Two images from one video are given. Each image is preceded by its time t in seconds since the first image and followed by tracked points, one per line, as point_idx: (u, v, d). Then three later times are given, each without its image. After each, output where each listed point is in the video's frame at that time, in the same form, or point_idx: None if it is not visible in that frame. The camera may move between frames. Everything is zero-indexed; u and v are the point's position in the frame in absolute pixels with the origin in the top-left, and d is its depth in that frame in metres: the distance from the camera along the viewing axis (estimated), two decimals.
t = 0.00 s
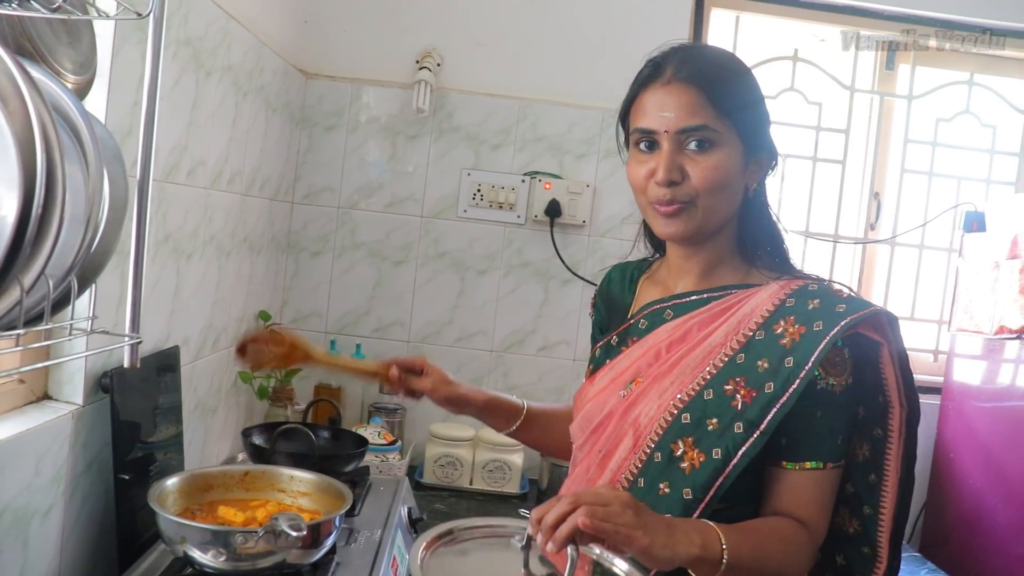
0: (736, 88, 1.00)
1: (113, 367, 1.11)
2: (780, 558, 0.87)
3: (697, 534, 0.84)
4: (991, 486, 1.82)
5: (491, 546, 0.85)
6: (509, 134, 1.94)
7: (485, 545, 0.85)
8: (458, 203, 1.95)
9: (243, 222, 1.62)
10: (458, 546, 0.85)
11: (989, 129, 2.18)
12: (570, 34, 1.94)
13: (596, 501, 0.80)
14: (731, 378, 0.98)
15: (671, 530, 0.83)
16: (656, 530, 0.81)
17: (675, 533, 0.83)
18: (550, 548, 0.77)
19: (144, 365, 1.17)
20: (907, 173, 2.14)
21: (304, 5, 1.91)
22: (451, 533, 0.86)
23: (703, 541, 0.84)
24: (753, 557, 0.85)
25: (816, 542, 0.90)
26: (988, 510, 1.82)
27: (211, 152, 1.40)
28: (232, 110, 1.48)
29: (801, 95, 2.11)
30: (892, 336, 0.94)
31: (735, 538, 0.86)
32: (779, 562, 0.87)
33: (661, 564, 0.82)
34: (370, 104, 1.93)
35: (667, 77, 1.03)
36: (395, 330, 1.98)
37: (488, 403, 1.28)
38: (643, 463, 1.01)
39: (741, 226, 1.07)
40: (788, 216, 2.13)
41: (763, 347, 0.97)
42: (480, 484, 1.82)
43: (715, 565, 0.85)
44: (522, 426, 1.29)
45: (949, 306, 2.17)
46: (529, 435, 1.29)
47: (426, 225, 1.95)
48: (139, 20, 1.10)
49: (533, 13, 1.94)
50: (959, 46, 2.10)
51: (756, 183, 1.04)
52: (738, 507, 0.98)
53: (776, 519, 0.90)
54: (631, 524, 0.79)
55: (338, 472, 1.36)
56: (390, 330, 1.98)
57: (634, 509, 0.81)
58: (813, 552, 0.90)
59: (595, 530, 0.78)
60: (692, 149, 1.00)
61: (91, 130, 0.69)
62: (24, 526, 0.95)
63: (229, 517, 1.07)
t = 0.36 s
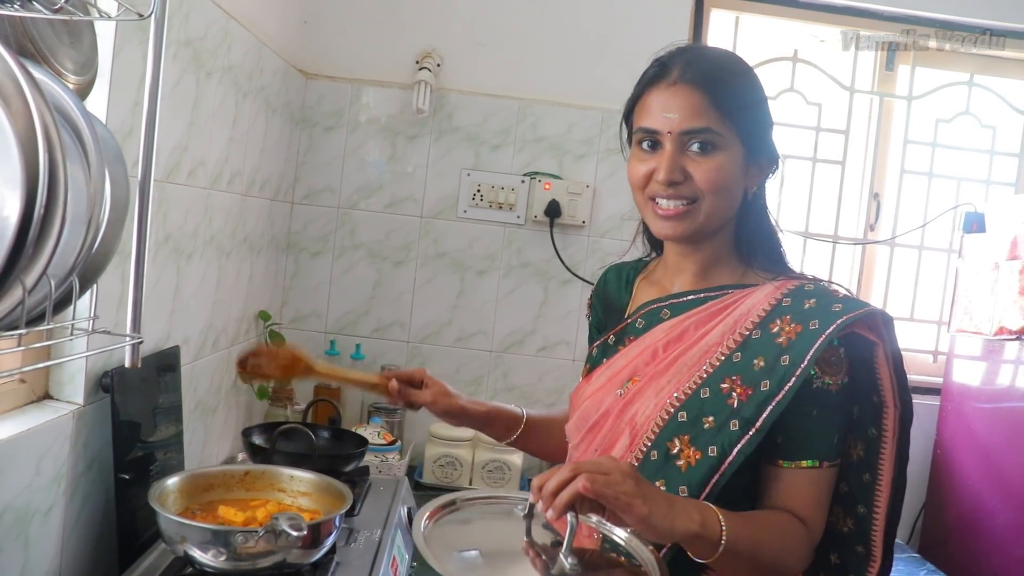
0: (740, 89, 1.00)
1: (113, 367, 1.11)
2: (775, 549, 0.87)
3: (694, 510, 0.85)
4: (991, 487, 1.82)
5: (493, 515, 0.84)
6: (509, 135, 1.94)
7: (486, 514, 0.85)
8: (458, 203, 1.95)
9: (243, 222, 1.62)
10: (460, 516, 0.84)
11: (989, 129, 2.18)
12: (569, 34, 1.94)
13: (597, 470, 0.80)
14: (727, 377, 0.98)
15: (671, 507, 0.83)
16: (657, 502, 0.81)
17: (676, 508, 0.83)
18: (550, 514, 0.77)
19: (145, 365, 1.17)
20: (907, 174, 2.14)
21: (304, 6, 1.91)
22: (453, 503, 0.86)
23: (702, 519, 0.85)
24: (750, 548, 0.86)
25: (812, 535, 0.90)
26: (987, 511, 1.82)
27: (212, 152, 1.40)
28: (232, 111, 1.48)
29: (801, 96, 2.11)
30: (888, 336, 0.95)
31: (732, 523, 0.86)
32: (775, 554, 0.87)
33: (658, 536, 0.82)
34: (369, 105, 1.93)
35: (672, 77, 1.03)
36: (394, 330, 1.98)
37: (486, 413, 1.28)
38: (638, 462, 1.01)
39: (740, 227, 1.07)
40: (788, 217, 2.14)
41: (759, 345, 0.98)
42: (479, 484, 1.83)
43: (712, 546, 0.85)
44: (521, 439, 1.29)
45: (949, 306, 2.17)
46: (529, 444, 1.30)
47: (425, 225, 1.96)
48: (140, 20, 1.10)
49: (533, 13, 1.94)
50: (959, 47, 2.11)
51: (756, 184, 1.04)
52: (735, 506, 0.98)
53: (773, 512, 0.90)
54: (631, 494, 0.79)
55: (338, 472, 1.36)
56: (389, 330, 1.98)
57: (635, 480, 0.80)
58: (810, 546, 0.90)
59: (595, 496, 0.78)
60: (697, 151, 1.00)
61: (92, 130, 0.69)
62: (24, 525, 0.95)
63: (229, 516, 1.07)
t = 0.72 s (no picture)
0: (709, 93, 0.99)
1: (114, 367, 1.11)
2: (737, 531, 0.87)
3: (645, 476, 0.87)
4: (991, 488, 1.82)
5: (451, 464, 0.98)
6: (509, 135, 1.94)
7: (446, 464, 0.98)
8: (458, 203, 1.95)
9: (243, 222, 1.62)
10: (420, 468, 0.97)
11: (989, 130, 2.18)
12: (570, 34, 1.95)
13: (543, 423, 0.86)
14: (712, 372, 0.98)
15: (620, 467, 0.86)
16: (599, 460, 0.85)
17: (622, 471, 0.86)
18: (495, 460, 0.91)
19: (145, 365, 1.18)
20: (907, 174, 2.14)
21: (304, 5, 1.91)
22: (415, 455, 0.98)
23: (652, 486, 0.87)
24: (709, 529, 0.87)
25: (784, 528, 0.89)
26: (987, 511, 1.82)
27: (212, 152, 1.40)
28: (232, 111, 1.48)
29: (801, 96, 2.11)
30: (873, 335, 0.95)
31: (689, 499, 0.88)
32: (740, 542, 0.87)
33: (603, 494, 0.85)
34: (370, 105, 1.93)
35: (639, 81, 1.01)
36: (394, 330, 1.98)
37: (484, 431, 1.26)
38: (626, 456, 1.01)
39: (729, 225, 1.06)
40: (789, 217, 2.14)
41: (745, 341, 0.98)
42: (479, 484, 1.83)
43: (662, 516, 0.87)
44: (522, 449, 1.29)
45: (949, 307, 2.17)
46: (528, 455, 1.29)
47: (426, 225, 1.96)
48: (141, 20, 1.10)
49: (533, 13, 1.94)
50: (960, 48, 2.11)
51: (729, 178, 1.02)
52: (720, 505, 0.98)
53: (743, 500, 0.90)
54: (574, 446, 0.85)
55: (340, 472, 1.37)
56: (390, 330, 1.98)
57: (580, 434, 0.86)
58: (781, 540, 0.89)
59: (533, 442, 0.85)
60: (649, 154, 1.00)
61: (93, 129, 0.69)
62: (25, 525, 0.95)
63: (229, 515, 1.07)
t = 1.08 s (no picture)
0: (681, 99, 0.95)
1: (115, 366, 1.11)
2: (591, 487, 0.85)
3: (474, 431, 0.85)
4: (992, 486, 1.82)
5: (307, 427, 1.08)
6: (510, 134, 1.94)
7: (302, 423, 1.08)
8: (459, 201, 1.95)
9: (244, 221, 1.62)
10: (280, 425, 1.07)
11: (990, 128, 2.18)
12: (570, 33, 1.94)
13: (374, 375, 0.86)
14: (673, 363, 0.95)
15: (448, 419, 0.85)
16: (422, 410, 0.84)
17: (451, 422, 0.86)
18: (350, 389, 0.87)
19: (146, 364, 1.18)
20: (908, 172, 2.14)
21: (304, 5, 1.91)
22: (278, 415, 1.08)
23: (481, 439, 0.85)
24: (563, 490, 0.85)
25: (653, 496, 0.85)
26: (988, 510, 1.82)
27: (212, 151, 1.40)
28: (232, 110, 1.48)
29: (801, 95, 2.11)
30: (826, 330, 0.93)
31: (527, 450, 0.85)
32: (597, 504, 0.85)
33: (429, 441, 0.84)
34: (370, 104, 1.93)
35: (616, 83, 0.98)
36: (395, 329, 1.98)
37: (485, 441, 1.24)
38: (595, 452, 0.99)
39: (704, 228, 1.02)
40: (790, 216, 2.13)
41: (701, 333, 0.95)
42: (480, 483, 1.83)
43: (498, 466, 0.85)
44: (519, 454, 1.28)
45: (950, 306, 2.17)
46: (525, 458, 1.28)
47: (426, 224, 1.96)
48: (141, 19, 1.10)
49: (533, 12, 1.94)
50: (961, 46, 2.11)
51: (698, 184, 0.98)
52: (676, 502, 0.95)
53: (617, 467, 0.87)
54: (397, 401, 0.83)
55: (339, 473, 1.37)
56: (390, 329, 1.98)
57: (409, 391, 0.84)
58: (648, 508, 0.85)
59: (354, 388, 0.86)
60: (620, 155, 0.97)
61: (93, 128, 0.69)
62: (25, 524, 0.95)
63: (230, 513, 1.07)
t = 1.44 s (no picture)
0: (637, 98, 0.94)
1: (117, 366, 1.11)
2: (498, 481, 0.86)
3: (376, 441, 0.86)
4: (992, 486, 1.82)
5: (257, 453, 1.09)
6: (511, 134, 1.94)
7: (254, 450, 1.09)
8: (460, 202, 1.95)
9: (245, 221, 1.62)
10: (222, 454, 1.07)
11: (991, 128, 2.18)
12: (570, 33, 1.95)
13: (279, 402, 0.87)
14: (608, 356, 0.94)
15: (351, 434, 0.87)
16: (320, 427, 0.86)
17: (351, 440, 0.86)
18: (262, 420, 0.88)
19: (148, 364, 1.18)
20: (909, 173, 2.14)
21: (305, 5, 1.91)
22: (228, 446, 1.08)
23: (380, 448, 0.86)
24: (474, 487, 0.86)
25: (565, 485, 0.86)
26: (988, 510, 1.82)
27: (214, 151, 1.40)
28: (234, 111, 1.48)
29: (802, 95, 2.11)
30: (753, 323, 0.91)
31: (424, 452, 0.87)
32: (509, 497, 0.86)
33: (330, 460, 0.86)
34: (372, 104, 1.93)
35: (575, 82, 0.97)
36: (396, 329, 1.98)
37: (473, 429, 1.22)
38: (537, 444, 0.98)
39: (656, 224, 1.02)
40: (791, 216, 2.13)
41: (635, 325, 0.94)
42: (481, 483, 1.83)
43: (398, 471, 0.86)
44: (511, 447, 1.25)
45: (951, 306, 2.17)
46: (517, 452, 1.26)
47: (427, 224, 1.96)
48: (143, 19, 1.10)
49: (534, 13, 1.94)
50: (962, 47, 2.11)
51: (652, 183, 0.98)
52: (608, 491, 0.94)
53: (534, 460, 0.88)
54: (295, 421, 0.85)
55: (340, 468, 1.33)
56: (391, 329, 1.98)
57: (307, 409, 0.86)
58: (563, 497, 0.86)
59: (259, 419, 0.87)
60: (576, 152, 0.97)
61: (94, 129, 0.69)
62: (26, 524, 0.95)
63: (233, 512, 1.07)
